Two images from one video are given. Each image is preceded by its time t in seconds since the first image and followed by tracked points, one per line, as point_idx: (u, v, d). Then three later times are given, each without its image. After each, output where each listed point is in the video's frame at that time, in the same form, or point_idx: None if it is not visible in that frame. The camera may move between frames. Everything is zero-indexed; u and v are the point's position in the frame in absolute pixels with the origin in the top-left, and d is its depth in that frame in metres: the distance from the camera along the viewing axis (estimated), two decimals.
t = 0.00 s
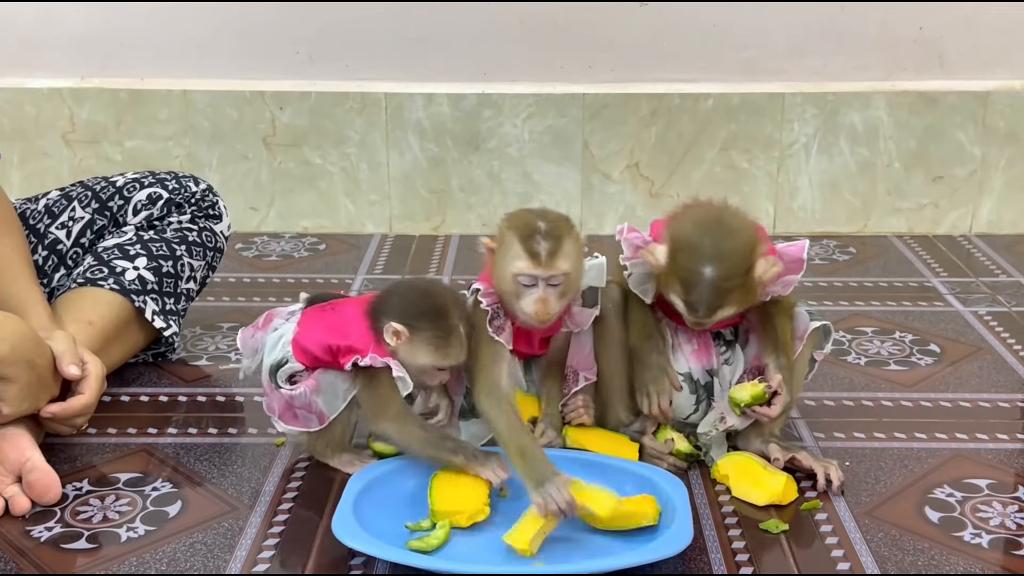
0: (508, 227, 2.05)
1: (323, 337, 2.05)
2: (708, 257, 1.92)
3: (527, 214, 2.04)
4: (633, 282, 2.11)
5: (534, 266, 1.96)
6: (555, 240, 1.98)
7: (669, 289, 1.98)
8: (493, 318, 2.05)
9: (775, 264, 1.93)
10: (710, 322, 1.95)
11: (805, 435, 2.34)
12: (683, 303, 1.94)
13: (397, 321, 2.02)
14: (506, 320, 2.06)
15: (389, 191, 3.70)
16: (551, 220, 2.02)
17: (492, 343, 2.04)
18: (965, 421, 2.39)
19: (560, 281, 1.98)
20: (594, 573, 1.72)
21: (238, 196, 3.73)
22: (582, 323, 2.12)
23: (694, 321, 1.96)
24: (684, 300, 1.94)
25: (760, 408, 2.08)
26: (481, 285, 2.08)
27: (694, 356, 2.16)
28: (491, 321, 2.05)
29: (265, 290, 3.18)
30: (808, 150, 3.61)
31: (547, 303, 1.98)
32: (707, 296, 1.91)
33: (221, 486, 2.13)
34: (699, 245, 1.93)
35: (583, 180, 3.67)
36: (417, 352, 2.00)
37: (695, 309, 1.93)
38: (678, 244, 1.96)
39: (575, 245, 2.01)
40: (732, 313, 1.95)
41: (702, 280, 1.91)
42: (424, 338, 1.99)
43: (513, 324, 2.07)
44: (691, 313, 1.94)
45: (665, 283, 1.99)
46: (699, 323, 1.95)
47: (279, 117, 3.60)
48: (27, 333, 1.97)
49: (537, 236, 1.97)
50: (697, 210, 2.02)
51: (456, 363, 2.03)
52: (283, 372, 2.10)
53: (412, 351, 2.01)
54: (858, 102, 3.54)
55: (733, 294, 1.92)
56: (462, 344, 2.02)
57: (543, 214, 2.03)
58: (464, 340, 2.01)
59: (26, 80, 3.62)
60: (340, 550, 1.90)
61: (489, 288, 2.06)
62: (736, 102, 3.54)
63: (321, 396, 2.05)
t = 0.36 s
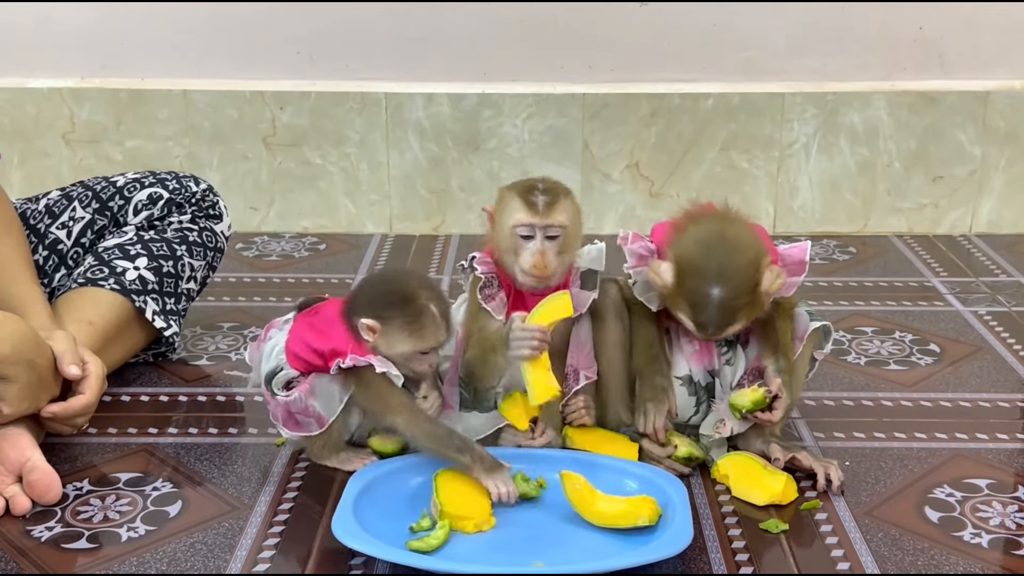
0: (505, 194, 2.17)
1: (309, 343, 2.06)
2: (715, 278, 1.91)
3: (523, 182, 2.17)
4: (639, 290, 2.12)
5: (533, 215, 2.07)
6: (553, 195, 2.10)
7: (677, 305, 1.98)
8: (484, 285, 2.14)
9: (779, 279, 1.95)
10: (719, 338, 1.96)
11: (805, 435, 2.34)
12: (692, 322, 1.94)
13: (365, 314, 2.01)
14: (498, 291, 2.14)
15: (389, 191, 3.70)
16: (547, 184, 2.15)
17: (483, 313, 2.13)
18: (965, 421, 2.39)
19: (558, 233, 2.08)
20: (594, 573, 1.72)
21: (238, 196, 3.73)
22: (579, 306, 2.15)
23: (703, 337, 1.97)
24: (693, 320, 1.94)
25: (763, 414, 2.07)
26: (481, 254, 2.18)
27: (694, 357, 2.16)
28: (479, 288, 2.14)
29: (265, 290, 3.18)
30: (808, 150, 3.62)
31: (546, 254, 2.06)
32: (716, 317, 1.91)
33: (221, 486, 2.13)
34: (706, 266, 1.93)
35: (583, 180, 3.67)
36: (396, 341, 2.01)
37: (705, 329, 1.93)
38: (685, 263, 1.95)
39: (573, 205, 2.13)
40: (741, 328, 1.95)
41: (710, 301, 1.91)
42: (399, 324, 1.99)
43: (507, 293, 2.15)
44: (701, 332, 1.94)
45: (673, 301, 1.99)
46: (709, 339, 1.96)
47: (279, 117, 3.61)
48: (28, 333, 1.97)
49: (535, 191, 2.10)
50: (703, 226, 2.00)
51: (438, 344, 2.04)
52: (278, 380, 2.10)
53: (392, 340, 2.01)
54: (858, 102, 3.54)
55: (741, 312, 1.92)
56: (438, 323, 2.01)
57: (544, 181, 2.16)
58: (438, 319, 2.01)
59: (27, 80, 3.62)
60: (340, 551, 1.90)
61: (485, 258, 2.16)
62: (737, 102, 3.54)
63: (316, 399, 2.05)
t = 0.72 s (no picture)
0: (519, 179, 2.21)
1: (330, 339, 2.04)
2: (722, 290, 1.92)
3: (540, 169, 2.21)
4: (641, 294, 2.10)
5: (547, 199, 2.10)
6: (568, 183, 2.14)
7: (684, 315, 2.00)
8: (484, 266, 2.18)
9: (786, 286, 1.95)
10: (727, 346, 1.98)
11: (806, 435, 2.34)
12: (700, 333, 1.96)
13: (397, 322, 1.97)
14: (497, 274, 2.19)
15: (390, 191, 3.70)
16: (562, 174, 2.19)
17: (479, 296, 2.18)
18: (966, 421, 2.39)
19: (570, 221, 2.13)
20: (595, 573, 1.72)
21: (239, 196, 3.73)
22: (579, 302, 2.16)
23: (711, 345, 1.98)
24: (702, 331, 1.95)
25: (793, 404, 2.04)
26: (486, 237, 2.22)
27: (695, 358, 2.16)
28: (480, 269, 2.18)
29: (266, 290, 3.18)
30: (809, 149, 3.61)
31: (557, 240, 2.10)
32: (725, 328, 1.93)
33: (222, 486, 2.13)
34: (712, 278, 1.93)
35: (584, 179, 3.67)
36: (419, 354, 1.95)
37: (714, 340, 1.95)
38: (691, 275, 1.95)
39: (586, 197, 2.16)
40: (748, 335, 1.98)
41: (718, 313, 1.92)
42: (426, 338, 1.94)
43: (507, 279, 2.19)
44: (710, 342, 1.96)
45: (680, 310, 2.00)
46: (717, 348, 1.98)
47: (280, 116, 3.61)
48: (28, 332, 1.97)
49: (551, 178, 2.14)
50: (706, 234, 2.00)
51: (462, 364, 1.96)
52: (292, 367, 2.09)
53: (416, 355, 1.96)
54: (859, 101, 3.54)
55: (749, 321, 1.94)
56: (466, 342, 1.95)
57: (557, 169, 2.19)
58: (465, 338, 1.95)
59: (28, 80, 3.62)
60: (341, 550, 1.90)
61: (490, 242, 2.20)
62: (737, 102, 3.54)
63: (327, 395, 2.04)
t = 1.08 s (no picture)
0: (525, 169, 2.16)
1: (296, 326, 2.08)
2: (719, 285, 1.92)
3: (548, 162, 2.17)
4: (637, 294, 2.12)
5: (550, 183, 2.06)
6: (573, 174, 2.10)
7: (681, 313, 1.99)
8: (482, 257, 2.12)
9: (781, 284, 1.98)
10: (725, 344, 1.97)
11: (807, 435, 2.34)
12: (698, 330, 1.95)
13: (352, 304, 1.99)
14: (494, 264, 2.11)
15: (390, 191, 3.70)
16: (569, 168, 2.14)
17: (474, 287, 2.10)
18: (967, 421, 2.38)
19: (571, 209, 2.07)
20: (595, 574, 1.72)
21: (239, 195, 3.73)
22: (574, 298, 2.17)
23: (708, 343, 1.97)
24: (699, 328, 1.95)
25: (802, 392, 2.02)
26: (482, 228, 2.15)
27: (694, 358, 2.15)
28: (477, 259, 2.12)
29: (266, 289, 3.18)
30: (810, 148, 3.61)
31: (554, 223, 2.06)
32: (722, 324, 1.92)
33: (222, 486, 2.13)
34: (709, 274, 1.92)
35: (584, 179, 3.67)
36: (371, 335, 1.95)
37: (711, 337, 1.94)
38: (688, 271, 1.95)
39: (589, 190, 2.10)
40: (745, 333, 1.97)
41: (716, 309, 1.92)
42: (378, 319, 1.94)
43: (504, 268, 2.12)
44: (707, 339, 1.95)
45: (678, 308, 1.99)
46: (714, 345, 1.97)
47: (280, 116, 3.60)
48: (28, 333, 1.97)
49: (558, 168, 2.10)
50: (702, 231, 2.00)
51: (414, 349, 1.95)
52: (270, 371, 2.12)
53: (369, 337, 1.96)
54: (859, 101, 3.54)
55: (746, 318, 1.94)
56: (417, 327, 1.94)
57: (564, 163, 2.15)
58: (418, 323, 1.94)
59: (28, 80, 3.62)
60: (340, 550, 1.90)
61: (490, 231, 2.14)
62: (738, 101, 3.54)
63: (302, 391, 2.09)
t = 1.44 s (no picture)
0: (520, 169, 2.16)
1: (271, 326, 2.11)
2: (719, 276, 1.91)
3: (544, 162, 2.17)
4: (638, 293, 2.12)
5: (540, 181, 2.07)
6: (565, 170, 2.10)
7: (680, 308, 1.97)
8: (485, 260, 2.12)
9: (780, 279, 1.97)
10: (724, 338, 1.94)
11: (808, 435, 2.34)
12: (697, 322, 1.93)
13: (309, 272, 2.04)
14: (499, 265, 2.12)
15: (391, 191, 3.70)
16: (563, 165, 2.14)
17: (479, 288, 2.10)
18: (968, 421, 2.39)
19: (563, 204, 2.07)
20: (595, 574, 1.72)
21: (240, 195, 3.73)
22: (576, 295, 2.16)
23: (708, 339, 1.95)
24: (698, 320, 1.92)
25: (794, 398, 2.02)
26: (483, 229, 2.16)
27: (696, 357, 2.15)
28: (480, 261, 2.12)
29: (266, 289, 3.18)
30: (811, 149, 3.61)
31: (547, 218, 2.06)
32: (722, 315, 1.90)
33: (223, 486, 2.13)
34: (710, 265, 1.92)
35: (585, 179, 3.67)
36: (339, 278, 1.99)
37: (711, 329, 1.91)
38: (688, 263, 1.95)
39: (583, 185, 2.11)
40: (744, 327, 1.95)
41: (716, 299, 1.90)
42: (337, 259, 1.99)
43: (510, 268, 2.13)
44: (707, 332, 1.92)
45: (677, 302, 1.97)
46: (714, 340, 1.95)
47: (281, 116, 3.61)
48: (29, 332, 1.97)
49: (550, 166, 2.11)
50: (702, 228, 2.00)
51: (383, 273, 1.99)
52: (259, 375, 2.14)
53: (337, 283, 2.00)
54: (860, 101, 3.54)
55: (746, 310, 1.92)
56: (378, 254, 1.99)
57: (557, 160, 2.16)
58: (377, 251, 2.00)
59: (29, 80, 3.62)
60: (341, 550, 1.90)
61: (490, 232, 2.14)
62: (739, 101, 3.54)
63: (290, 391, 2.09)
